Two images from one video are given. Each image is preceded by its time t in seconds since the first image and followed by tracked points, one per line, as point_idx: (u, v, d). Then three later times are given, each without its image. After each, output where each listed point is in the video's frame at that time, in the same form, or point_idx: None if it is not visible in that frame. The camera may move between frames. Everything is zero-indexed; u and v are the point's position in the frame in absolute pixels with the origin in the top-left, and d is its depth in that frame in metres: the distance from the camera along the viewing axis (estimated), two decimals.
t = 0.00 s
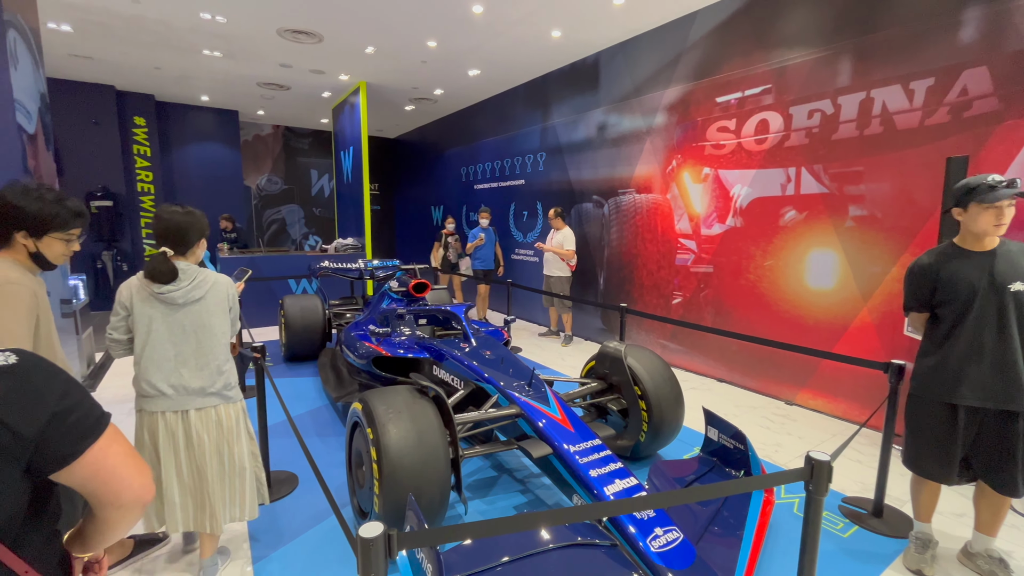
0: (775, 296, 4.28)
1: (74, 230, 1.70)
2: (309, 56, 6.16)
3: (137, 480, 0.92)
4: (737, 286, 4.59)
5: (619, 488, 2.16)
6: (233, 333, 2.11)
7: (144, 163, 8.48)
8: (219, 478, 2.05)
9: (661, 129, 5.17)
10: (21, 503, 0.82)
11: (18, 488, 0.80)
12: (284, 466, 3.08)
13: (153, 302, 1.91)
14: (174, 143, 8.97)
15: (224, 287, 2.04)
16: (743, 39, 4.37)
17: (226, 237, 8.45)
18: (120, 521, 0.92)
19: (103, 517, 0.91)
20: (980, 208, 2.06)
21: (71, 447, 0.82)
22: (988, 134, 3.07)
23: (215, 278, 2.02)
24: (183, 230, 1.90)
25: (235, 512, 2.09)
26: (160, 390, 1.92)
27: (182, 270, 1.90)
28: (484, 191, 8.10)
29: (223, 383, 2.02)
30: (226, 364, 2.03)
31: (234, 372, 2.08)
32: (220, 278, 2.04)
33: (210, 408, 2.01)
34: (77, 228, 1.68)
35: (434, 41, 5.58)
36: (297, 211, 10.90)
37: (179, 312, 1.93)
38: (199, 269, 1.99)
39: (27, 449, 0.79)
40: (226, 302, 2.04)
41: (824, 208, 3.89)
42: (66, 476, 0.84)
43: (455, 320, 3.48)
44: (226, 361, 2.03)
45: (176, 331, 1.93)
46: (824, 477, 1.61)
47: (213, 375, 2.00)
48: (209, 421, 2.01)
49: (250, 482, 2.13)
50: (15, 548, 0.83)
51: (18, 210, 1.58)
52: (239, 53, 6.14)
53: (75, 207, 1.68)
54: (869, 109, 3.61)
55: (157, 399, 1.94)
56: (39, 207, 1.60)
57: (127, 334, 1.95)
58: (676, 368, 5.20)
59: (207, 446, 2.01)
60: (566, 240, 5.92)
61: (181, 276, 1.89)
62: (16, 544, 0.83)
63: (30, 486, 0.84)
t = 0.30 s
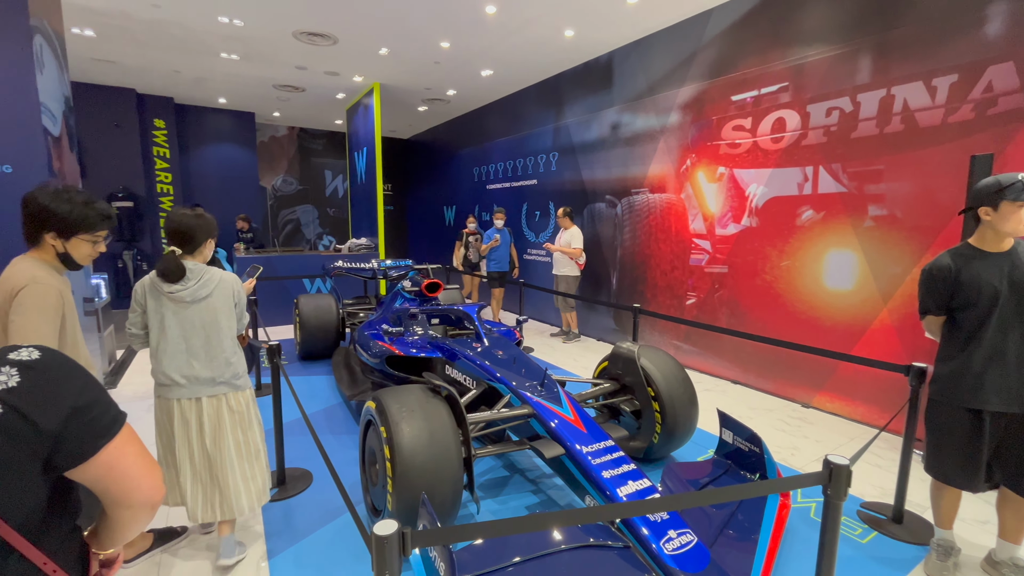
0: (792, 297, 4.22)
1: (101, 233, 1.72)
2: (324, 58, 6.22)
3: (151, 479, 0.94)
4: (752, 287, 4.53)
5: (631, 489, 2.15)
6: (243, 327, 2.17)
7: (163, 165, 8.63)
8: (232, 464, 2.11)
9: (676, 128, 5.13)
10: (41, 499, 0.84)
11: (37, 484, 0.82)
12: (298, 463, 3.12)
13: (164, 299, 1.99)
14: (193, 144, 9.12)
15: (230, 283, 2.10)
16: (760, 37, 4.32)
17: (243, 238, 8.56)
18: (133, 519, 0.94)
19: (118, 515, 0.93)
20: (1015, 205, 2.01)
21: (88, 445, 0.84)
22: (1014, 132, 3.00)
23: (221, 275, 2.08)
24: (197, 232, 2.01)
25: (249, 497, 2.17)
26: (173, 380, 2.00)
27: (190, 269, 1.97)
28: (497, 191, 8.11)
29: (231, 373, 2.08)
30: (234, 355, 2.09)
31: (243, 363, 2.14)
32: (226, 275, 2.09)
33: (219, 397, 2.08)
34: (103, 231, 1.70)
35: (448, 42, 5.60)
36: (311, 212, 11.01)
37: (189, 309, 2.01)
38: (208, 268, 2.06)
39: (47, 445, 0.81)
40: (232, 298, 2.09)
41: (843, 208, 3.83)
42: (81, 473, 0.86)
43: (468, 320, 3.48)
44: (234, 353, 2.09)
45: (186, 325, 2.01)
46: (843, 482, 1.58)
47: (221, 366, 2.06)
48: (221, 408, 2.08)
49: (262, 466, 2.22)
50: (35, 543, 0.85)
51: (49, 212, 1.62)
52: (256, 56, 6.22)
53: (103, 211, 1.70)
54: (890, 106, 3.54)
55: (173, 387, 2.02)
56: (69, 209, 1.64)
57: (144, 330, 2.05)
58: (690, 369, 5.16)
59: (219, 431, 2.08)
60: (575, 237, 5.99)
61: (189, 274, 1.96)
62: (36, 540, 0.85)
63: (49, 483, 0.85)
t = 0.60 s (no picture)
0: (810, 298, 4.15)
1: (131, 234, 1.76)
2: (340, 60, 6.28)
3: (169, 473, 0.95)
4: (769, 288, 4.47)
5: (646, 491, 2.12)
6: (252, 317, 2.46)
7: (183, 166, 8.78)
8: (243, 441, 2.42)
9: (691, 127, 5.08)
10: (64, 491, 0.86)
11: (60, 477, 0.84)
12: (313, 461, 3.15)
13: (179, 292, 2.25)
14: (211, 146, 9.27)
15: (238, 276, 2.36)
16: (778, 34, 4.26)
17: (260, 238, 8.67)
18: (152, 513, 0.96)
19: (137, 508, 0.94)
20: None
21: (105, 441, 0.85)
22: None
23: (230, 269, 2.34)
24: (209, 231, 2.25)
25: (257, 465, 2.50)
26: (193, 366, 2.27)
27: (201, 265, 2.23)
28: (510, 191, 8.11)
29: (243, 359, 2.37)
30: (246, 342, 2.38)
31: (253, 348, 2.43)
32: (234, 269, 2.36)
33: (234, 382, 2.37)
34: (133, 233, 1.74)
35: (461, 43, 5.61)
36: (326, 212, 11.12)
37: (201, 300, 2.26)
38: (217, 263, 2.32)
39: (67, 439, 0.82)
40: (241, 290, 2.36)
41: (863, 207, 3.76)
42: (101, 467, 0.87)
43: (481, 320, 3.49)
44: (245, 340, 2.38)
45: (201, 315, 2.27)
46: (863, 486, 1.55)
47: (234, 352, 2.34)
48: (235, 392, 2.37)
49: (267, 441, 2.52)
50: (58, 534, 0.87)
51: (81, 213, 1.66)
52: (272, 58, 6.29)
53: (134, 213, 1.74)
54: (913, 103, 3.47)
55: (192, 374, 2.29)
56: (101, 211, 1.68)
57: (161, 321, 2.30)
58: (705, 371, 5.10)
59: (233, 415, 2.37)
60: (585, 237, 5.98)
61: (201, 269, 2.23)
62: (60, 531, 0.88)
63: (72, 476, 0.87)
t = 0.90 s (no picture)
0: (828, 299, 4.08)
1: (159, 236, 1.82)
2: (355, 61, 6.34)
3: (192, 463, 0.97)
4: (786, 289, 4.41)
5: (660, 493, 2.10)
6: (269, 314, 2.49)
7: (201, 167, 8.93)
8: (257, 431, 2.49)
9: (706, 126, 5.03)
10: (92, 480, 0.87)
11: (87, 466, 0.86)
12: (328, 458, 3.17)
13: (200, 290, 2.30)
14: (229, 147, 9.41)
15: (254, 276, 2.39)
16: (796, 31, 4.19)
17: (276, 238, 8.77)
18: (175, 503, 0.97)
19: (162, 498, 0.96)
20: None
21: (128, 432, 0.87)
22: None
23: (247, 269, 2.37)
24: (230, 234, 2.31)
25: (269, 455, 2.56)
26: (211, 360, 2.33)
27: (221, 265, 2.27)
28: (523, 191, 8.10)
29: (259, 354, 2.42)
30: (262, 338, 2.43)
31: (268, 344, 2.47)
32: (251, 269, 2.39)
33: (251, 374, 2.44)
34: (162, 236, 1.80)
35: (475, 43, 5.62)
36: (341, 212, 11.22)
37: (220, 299, 2.31)
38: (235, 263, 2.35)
39: (94, 428, 0.84)
40: (257, 289, 2.39)
41: (884, 206, 3.69)
42: (125, 456, 0.89)
43: (494, 320, 3.48)
44: (261, 336, 2.42)
45: (219, 313, 2.31)
46: (884, 491, 1.52)
47: (250, 348, 2.39)
48: (250, 383, 2.44)
49: (281, 433, 2.58)
50: (86, 523, 0.89)
51: (115, 214, 1.71)
52: (289, 60, 6.36)
53: (164, 216, 1.80)
54: (936, 100, 3.39)
55: (211, 365, 2.37)
56: (134, 213, 1.74)
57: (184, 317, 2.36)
58: (719, 372, 5.05)
59: (250, 405, 2.44)
60: (597, 238, 5.94)
61: (220, 269, 2.26)
62: (88, 521, 0.89)
63: (99, 466, 0.89)
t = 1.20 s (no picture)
0: (847, 300, 4.01)
1: (187, 238, 1.91)
2: (370, 63, 6.39)
3: (214, 454, 0.99)
4: (803, 290, 4.34)
5: (674, 495, 2.08)
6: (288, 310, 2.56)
7: (220, 168, 9.08)
8: (272, 419, 2.58)
9: (722, 124, 4.97)
10: (119, 471, 0.90)
11: (113, 457, 0.88)
12: (343, 455, 3.20)
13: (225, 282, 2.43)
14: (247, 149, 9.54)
15: (273, 272, 2.45)
16: (815, 28, 4.13)
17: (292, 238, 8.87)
18: (198, 494, 1.00)
19: (186, 488, 0.98)
20: None
21: (153, 423, 0.89)
22: None
23: (265, 265, 2.44)
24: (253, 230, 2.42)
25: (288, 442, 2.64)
26: (230, 347, 2.46)
27: (243, 260, 2.38)
28: (536, 191, 8.09)
29: (272, 345, 2.49)
30: (278, 331, 2.51)
31: (284, 337, 2.54)
32: (269, 265, 2.45)
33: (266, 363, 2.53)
34: (191, 237, 1.88)
35: (489, 43, 5.62)
36: (356, 212, 11.32)
37: (242, 292, 2.42)
38: (257, 259, 2.44)
39: (121, 419, 0.86)
40: (273, 285, 2.45)
41: (906, 206, 3.61)
42: (150, 447, 0.91)
43: (507, 320, 3.48)
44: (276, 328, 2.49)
45: (239, 305, 2.42)
46: (906, 496, 1.48)
47: (264, 339, 2.47)
48: (263, 373, 2.52)
49: (295, 423, 2.65)
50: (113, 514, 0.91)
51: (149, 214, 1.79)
52: (306, 62, 6.43)
53: (193, 219, 1.89)
54: (961, 96, 3.31)
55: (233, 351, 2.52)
56: (166, 215, 1.82)
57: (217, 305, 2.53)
58: (735, 374, 4.99)
59: (264, 393, 2.53)
60: (610, 237, 5.98)
61: (241, 264, 2.37)
62: (114, 512, 0.92)
63: (126, 458, 0.91)
